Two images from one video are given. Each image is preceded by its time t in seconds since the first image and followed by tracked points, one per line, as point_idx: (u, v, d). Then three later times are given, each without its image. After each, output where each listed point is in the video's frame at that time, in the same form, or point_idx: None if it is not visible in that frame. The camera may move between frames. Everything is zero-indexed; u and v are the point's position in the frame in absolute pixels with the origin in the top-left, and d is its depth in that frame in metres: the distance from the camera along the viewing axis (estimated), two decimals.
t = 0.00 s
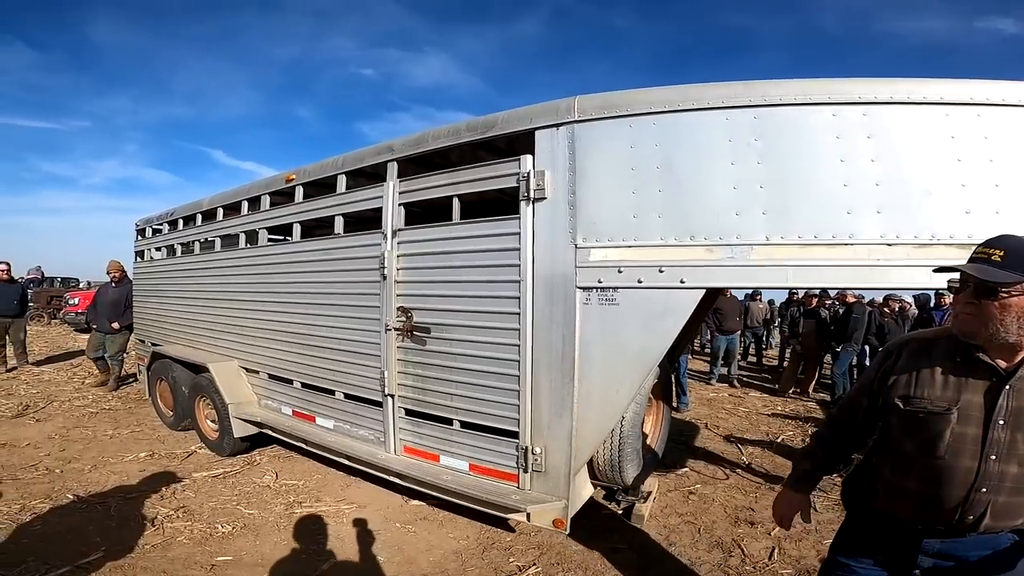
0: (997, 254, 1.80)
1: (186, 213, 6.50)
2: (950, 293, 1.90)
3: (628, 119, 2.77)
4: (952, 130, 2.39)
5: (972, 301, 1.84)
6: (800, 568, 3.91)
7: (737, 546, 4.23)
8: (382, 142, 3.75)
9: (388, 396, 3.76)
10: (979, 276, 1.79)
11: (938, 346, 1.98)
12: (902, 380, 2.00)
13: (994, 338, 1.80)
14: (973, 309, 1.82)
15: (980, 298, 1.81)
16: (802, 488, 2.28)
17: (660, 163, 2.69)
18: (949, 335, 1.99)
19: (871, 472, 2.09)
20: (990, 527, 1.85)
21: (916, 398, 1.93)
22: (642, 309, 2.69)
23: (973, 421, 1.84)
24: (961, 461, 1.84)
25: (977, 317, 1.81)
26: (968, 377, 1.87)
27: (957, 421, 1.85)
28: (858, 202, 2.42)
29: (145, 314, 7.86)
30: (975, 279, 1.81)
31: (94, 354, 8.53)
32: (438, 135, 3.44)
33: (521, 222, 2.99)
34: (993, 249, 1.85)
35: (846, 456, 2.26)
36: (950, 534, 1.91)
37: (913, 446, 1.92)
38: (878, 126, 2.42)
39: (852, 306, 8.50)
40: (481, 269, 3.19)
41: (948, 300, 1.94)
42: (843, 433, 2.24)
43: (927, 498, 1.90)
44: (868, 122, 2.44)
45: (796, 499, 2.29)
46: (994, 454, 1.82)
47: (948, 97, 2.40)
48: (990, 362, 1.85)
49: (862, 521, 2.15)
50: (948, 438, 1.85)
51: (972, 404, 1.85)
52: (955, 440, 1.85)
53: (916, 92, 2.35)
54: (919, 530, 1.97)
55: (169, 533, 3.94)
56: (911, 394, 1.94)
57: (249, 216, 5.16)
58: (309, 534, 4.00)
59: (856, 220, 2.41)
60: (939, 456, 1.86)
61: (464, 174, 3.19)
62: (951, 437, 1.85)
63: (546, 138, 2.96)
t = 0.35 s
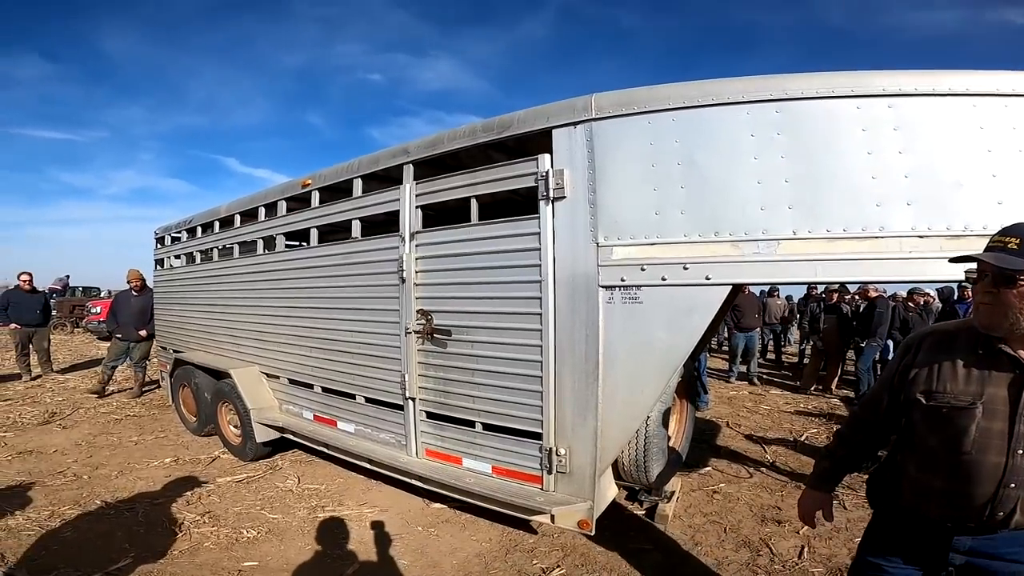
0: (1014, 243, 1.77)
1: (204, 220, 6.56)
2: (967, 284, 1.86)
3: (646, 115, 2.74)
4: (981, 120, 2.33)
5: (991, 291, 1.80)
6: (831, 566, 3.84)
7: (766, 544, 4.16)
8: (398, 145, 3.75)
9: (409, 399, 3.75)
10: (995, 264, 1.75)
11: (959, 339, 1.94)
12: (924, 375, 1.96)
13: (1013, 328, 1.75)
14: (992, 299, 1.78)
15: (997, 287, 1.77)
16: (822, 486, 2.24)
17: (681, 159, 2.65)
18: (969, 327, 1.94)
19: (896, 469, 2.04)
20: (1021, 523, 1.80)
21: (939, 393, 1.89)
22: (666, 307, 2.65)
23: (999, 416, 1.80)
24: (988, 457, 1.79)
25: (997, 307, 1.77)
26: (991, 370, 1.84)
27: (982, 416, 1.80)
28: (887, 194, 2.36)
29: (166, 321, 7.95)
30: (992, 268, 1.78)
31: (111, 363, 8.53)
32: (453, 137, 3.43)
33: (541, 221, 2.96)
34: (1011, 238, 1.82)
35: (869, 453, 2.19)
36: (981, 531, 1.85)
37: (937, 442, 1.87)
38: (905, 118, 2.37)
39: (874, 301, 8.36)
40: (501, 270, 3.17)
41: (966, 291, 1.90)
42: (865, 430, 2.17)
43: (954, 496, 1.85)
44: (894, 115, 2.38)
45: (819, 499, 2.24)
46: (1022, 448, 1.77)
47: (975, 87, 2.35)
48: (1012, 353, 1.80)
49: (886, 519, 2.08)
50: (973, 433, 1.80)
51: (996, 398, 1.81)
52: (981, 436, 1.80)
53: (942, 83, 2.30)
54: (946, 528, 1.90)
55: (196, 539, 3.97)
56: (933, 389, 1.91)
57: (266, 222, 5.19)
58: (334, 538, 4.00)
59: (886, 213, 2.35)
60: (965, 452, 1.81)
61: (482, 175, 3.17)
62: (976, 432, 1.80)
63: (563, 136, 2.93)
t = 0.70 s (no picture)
0: (1006, 239, 1.83)
1: (223, 231, 6.75)
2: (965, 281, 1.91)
3: (647, 119, 2.81)
4: (977, 114, 2.36)
5: (988, 286, 1.84)
6: (848, 560, 3.86)
7: (782, 539, 4.19)
8: (408, 154, 3.85)
9: (427, 402, 3.85)
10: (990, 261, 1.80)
11: (960, 331, 1.97)
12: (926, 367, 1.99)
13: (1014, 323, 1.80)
14: (991, 294, 1.82)
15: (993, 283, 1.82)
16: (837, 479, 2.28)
17: (683, 161, 2.72)
18: (971, 319, 1.97)
19: (908, 461, 2.08)
20: None
21: (940, 385, 1.92)
22: (672, 306, 2.71)
23: (1000, 406, 1.82)
24: (990, 448, 1.82)
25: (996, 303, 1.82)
26: (991, 362, 1.86)
27: (982, 407, 1.83)
28: (887, 189, 2.40)
29: (191, 330, 8.17)
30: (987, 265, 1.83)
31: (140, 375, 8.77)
32: (461, 145, 3.52)
33: (548, 226, 3.04)
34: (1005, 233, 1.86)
35: (884, 444, 2.24)
36: (990, 521, 1.88)
37: (941, 434, 1.91)
38: (901, 113, 2.41)
39: (892, 292, 8.30)
40: (511, 274, 3.25)
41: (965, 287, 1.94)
42: (877, 423, 2.22)
43: (960, 486, 1.89)
44: (891, 111, 2.42)
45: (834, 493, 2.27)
46: None
47: (971, 81, 2.38)
48: (1012, 345, 1.82)
49: (899, 509, 2.12)
50: (975, 424, 1.83)
51: (997, 389, 1.83)
52: (983, 427, 1.83)
53: (938, 78, 2.34)
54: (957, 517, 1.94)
55: (227, 540, 4.13)
56: (937, 381, 1.93)
57: (283, 233, 5.34)
58: (357, 538, 4.12)
59: (886, 208, 2.39)
60: (968, 443, 1.84)
61: (491, 182, 3.26)
62: (977, 424, 1.83)
63: (567, 142, 3.01)
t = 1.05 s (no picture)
0: (976, 220, 1.95)
1: (234, 242, 6.99)
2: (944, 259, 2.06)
3: (622, 121, 2.98)
4: (929, 104, 2.50)
5: (964, 263, 1.98)
6: (846, 545, 3.90)
7: (780, 525, 4.26)
8: (404, 162, 4.05)
9: (430, 398, 4.04)
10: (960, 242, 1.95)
11: (947, 310, 2.11)
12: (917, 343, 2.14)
13: (990, 296, 1.94)
14: (965, 271, 1.97)
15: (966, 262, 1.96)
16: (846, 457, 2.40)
17: (657, 159, 2.88)
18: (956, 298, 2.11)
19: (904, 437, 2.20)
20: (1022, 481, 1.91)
21: (929, 358, 2.06)
22: (652, 297, 2.88)
23: (982, 374, 1.96)
24: (975, 415, 1.95)
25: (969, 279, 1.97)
26: (974, 336, 2.00)
27: (966, 376, 1.97)
28: (847, 179, 2.55)
29: (207, 339, 8.45)
30: (959, 245, 1.96)
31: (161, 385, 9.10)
32: (454, 152, 3.71)
33: (535, 226, 3.22)
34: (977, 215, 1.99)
35: (885, 425, 2.35)
36: (988, 494, 1.96)
37: (930, 404, 2.05)
38: (858, 106, 2.56)
39: (893, 280, 8.38)
40: (504, 272, 3.43)
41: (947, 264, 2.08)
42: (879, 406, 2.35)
43: (951, 455, 2.00)
44: (847, 103, 2.57)
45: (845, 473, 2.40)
46: (1007, 405, 1.92)
47: (922, 72, 2.52)
48: (991, 318, 1.97)
49: (900, 486, 2.20)
50: (960, 392, 1.97)
51: (978, 359, 1.97)
52: (967, 395, 1.97)
53: (890, 71, 2.48)
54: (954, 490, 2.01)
55: (246, 535, 4.34)
56: (925, 355, 2.08)
57: (290, 242, 5.57)
58: (369, 531, 4.31)
59: (847, 196, 2.54)
60: (954, 411, 1.98)
61: (481, 186, 3.44)
62: (962, 392, 1.97)
63: (550, 146, 3.18)
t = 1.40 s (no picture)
0: (992, 203, 2.06)
1: (248, 255, 7.21)
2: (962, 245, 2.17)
3: (613, 126, 3.12)
4: (904, 98, 2.61)
5: (983, 247, 2.09)
6: (854, 532, 3.95)
7: (788, 514, 4.31)
8: (408, 173, 4.21)
9: (442, 398, 4.19)
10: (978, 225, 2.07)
11: (966, 293, 2.23)
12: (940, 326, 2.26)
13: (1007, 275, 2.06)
14: (985, 255, 2.08)
15: (985, 244, 2.07)
16: (878, 439, 2.55)
17: (648, 162, 3.02)
18: (973, 280, 2.23)
19: (939, 418, 2.33)
20: None
21: (955, 341, 2.18)
22: (649, 294, 3.01)
23: (1010, 354, 2.06)
24: (1008, 396, 2.05)
25: (985, 259, 2.09)
26: (1000, 316, 2.10)
27: (994, 357, 2.08)
28: (827, 174, 2.67)
29: (226, 350, 8.69)
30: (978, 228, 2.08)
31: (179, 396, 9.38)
32: (454, 161, 3.87)
33: (535, 230, 3.37)
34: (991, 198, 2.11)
35: (915, 407, 2.48)
36: None
37: (962, 386, 2.17)
38: (834, 103, 2.68)
39: (899, 269, 8.43)
40: (508, 276, 3.58)
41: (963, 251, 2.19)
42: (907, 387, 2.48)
43: (992, 437, 2.11)
44: (824, 101, 2.69)
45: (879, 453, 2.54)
46: None
47: (895, 68, 2.63)
48: (1011, 298, 2.08)
49: (934, 465, 2.34)
50: (990, 374, 2.08)
51: (1005, 340, 2.07)
52: (998, 375, 2.07)
53: (863, 69, 2.60)
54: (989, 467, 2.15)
55: (272, 536, 4.53)
56: (950, 338, 2.19)
57: (302, 253, 5.76)
58: (389, 529, 4.48)
59: (828, 190, 2.66)
60: (988, 392, 2.09)
61: (482, 195, 3.59)
62: (992, 372, 2.08)
63: (546, 153, 3.33)
